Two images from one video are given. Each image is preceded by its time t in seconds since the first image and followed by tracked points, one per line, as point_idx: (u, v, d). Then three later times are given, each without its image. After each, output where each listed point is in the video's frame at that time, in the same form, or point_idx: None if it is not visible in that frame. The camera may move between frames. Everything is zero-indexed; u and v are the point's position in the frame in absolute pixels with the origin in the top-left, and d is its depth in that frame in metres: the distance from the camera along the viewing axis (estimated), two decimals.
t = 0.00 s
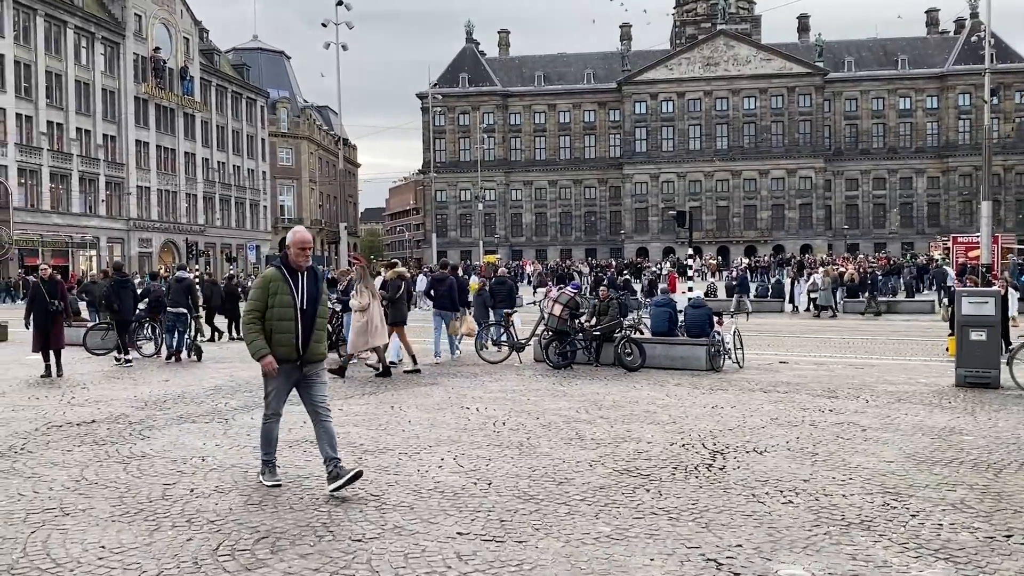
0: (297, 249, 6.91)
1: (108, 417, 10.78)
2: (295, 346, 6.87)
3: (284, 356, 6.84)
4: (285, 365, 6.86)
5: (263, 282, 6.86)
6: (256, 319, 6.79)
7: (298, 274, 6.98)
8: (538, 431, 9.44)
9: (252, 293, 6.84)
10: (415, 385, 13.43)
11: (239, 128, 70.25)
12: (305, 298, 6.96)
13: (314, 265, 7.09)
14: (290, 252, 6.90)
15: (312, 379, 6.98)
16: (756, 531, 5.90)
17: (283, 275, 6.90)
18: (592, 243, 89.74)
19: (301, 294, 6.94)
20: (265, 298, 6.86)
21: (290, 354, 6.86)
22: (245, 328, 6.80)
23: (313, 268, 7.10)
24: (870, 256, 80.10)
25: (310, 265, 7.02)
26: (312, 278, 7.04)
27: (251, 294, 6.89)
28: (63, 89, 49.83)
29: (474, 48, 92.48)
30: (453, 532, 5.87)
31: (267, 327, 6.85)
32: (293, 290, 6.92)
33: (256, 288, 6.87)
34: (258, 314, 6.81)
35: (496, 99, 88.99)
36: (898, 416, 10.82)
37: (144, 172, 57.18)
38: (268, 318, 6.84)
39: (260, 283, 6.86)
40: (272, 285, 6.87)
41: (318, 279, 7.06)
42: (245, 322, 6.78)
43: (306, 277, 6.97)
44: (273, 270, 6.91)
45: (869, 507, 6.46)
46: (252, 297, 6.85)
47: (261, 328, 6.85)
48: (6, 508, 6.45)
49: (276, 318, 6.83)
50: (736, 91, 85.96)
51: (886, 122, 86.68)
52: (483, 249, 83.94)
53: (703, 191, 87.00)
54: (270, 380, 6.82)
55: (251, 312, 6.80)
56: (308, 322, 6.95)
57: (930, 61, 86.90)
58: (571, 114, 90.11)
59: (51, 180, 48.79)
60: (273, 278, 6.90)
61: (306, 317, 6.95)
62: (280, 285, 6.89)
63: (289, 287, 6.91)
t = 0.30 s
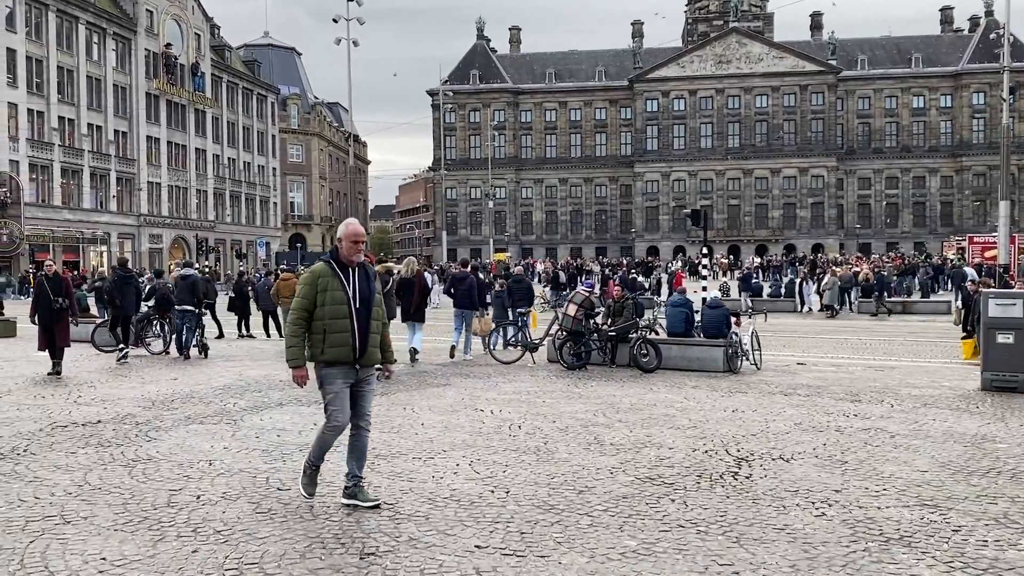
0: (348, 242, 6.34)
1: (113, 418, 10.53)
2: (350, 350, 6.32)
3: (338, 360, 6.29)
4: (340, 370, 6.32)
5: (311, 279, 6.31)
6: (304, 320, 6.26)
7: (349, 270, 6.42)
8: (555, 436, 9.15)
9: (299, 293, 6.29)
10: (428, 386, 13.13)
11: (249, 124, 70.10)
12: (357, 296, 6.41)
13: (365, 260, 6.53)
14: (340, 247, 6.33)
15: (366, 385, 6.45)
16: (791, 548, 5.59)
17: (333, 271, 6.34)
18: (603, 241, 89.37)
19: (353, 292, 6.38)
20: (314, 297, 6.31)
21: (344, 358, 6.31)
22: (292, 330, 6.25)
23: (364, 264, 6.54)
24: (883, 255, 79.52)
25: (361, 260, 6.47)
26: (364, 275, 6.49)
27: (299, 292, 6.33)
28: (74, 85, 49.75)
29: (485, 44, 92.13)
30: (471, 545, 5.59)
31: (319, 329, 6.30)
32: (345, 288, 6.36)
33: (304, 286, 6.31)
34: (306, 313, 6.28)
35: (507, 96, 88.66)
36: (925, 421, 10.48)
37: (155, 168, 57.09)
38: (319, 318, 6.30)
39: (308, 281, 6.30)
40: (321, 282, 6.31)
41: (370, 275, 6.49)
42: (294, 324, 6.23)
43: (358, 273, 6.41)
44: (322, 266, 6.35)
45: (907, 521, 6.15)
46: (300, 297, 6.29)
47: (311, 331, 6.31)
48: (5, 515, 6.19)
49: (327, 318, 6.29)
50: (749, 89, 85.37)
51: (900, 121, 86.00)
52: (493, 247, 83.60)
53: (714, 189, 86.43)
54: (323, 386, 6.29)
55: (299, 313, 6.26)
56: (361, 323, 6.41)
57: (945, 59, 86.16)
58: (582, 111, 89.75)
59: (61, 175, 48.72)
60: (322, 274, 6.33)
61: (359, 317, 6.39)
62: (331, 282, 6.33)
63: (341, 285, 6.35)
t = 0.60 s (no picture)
0: (390, 237, 5.75)
1: (113, 415, 10.26)
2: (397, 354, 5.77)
3: (384, 366, 5.74)
4: (387, 377, 5.76)
5: (350, 279, 5.73)
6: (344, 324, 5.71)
7: (392, 266, 5.83)
8: (567, 437, 8.83)
9: (338, 294, 5.73)
10: (436, 384, 12.83)
11: (257, 121, 69.89)
12: (403, 294, 5.83)
13: (408, 254, 5.94)
14: (381, 241, 5.75)
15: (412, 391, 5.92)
16: (819, 558, 5.29)
17: (375, 268, 5.76)
18: (610, 239, 88.96)
19: (398, 291, 5.80)
20: (355, 297, 5.75)
21: (391, 363, 5.75)
22: (333, 333, 5.71)
23: (406, 258, 5.95)
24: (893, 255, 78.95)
25: (404, 254, 5.87)
26: (408, 269, 5.90)
27: (337, 292, 5.77)
28: (83, 80, 49.59)
29: (493, 42, 91.83)
30: (481, 555, 5.29)
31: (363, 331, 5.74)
32: (388, 285, 5.78)
33: (343, 286, 5.74)
34: (346, 316, 5.73)
35: (515, 93, 88.30)
36: (949, 423, 10.14)
37: (162, 164, 56.92)
38: (361, 319, 5.73)
39: (348, 280, 5.73)
40: (362, 279, 5.73)
41: (415, 270, 5.91)
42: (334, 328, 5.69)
43: (401, 269, 5.83)
44: (362, 263, 5.78)
45: (941, 530, 5.85)
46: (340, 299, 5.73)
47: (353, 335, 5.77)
48: None
49: (370, 320, 5.73)
50: (758, 87, 84.87)
51: (910, 120, 85.41)
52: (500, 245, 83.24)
53: (723, 187, 85.83)
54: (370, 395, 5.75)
55: (339, 315, 5.71)
56: (408, 324, 5.85)
57: (956, 57, 85.54)
58: (590, 109, 89.37)
59: (69, 171, 48.54)
60: (363, 272, 5.76)
61: (405, 318, 5.83)
62: (372, 281, 5.75)
63: (384, 283, 5.78)
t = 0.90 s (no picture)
0: (437, 231, 5.29)
1: (108, 419, 9.98)
2: (437, 360, 5.29)
3: (424, 372, 5.27)
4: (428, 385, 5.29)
5: (393, 275, 5.27)
6: (385, 324, 5.26)
7: (436, 262, 5.37)
8: (575, 445, 8.53)
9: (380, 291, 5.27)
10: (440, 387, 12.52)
11: (262, 119, 69.66)
12: (447, 294, 5.36)
13: (454, 249, 5.48)
14: (427, 234, 5.30)
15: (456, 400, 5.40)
16: None
17: (420, 263, 5.30)
18: (615, 240, 88.58)
19: (443, 288, 5.34)
20: (398, 295, 5.28)
21: (431, 369, 5.27)
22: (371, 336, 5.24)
23: (452, 254, 5.49)
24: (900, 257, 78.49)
25: (449, 251, 5.41)
26: (454, 267, 5.43)
27: (378, 291, 5.31)
28: (88, 78, 49.42)
29: (499, 41, 91.52)
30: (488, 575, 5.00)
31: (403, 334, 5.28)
32: (432, 283, 5.32)
33: (386, 282, 5.29)
34: (388, 316, 5.27)
35: (521, 93, 87.96)
36: (969, 432, 9.81)
37: (167, 162, 56.73)
38: (402, 321, 5.28)
39: (391, 276, 5.27)
40: (407, 277, 5.27)
41: (461, 268, 5.44)
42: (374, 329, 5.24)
43: (447, 266, 5.36)
44: (405, 257, 5.32)
45: (971, 551, 5.57)
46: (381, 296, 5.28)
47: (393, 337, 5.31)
48: None
49: (413, 322, 5.27)
50: (765, 88, 84.43)
51: (917, 121, 84.93)
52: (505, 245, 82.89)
53: (730, 187, 84.79)
54: (408, 404, 5.28)
55: (379, 314, 5.26)
56: (451, 327, 5.37)
57: (963, 59, 85.04)
58: (596, 109, 89.07)
59: (73, 169, 48.35)
60: (407, 268, 5.30)
61: (448, 320, 5.35)
62: (415, 278, 5.28)
63: (428, 281, 5.31)
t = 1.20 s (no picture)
0: (505, 233, 4.73)
1: (100, 421, 9.70)
2: (498, 380, 4.75)
3: (482, 393, 4.73)
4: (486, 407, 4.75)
5: (453, 280, 4.72)
6: (439, 335, 4.71)
7: (501, 269, 4.82)
8: (581, 451, 8.25)
9: (438, 298, 4.72)
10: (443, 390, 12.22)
11: (264, 119, 69.42)
12: (513, 305, 4.81)
13: (518, 256, 4.93)
14: (493, 237, 4.73)
15: (517, 427, 4.85)
16: None
17: (483, 270, 4.75)
18: (618, 241, 88.22)
19: (508, 299, 4.79)
20: (457, 303, 4.72)
21: (490, 390, 4.74)
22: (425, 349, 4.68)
23: (516, 261, 4.94)
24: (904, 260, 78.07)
25: (513, 257, 4.88)
26: (519, 276, 4.90)
27: (435, 297, 4.74)
28: (90, 76, 49.23)
29: (502, 42, 91.28)
30: None
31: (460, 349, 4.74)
32: (496, 292, 4.76)
33: (443, 288, 4.71)
34: (444, 328, 4.70)
35: (524, 94, 87.72)
36: (987, 439, 9.50)
37: (169, 161, 56.51)
38: (461, 333, 4.73)
39: (449, 283, 4.71)
40: (468, 284, 4.72)
41: (525, 277, 4.90)
42: (426, 339, 4.69)
43: (513, 275, 4.81)
44: (467, 261, 4.77)
45: (1002, 567, 5.26)
46: (438, 305, 4.72)
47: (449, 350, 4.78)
48: None
49: (473, 335, 4.72)
50: (769, 89, 84.14)
51: (921, 123, 84.61)
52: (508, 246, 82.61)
53: (733, 190, 84.74)
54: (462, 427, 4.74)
55: (435, 324, 4.69)
56: (514, 344, 4.82)
57: (968, 61, 84.72)
58: (599, 110, 88.80)
59: (75, 167, 48.12)
60: (468, 274, 4.75)
61: (512, 335, 4.81)
62: (478, 285, 4.73)
63: (492, 288, 4.75)
